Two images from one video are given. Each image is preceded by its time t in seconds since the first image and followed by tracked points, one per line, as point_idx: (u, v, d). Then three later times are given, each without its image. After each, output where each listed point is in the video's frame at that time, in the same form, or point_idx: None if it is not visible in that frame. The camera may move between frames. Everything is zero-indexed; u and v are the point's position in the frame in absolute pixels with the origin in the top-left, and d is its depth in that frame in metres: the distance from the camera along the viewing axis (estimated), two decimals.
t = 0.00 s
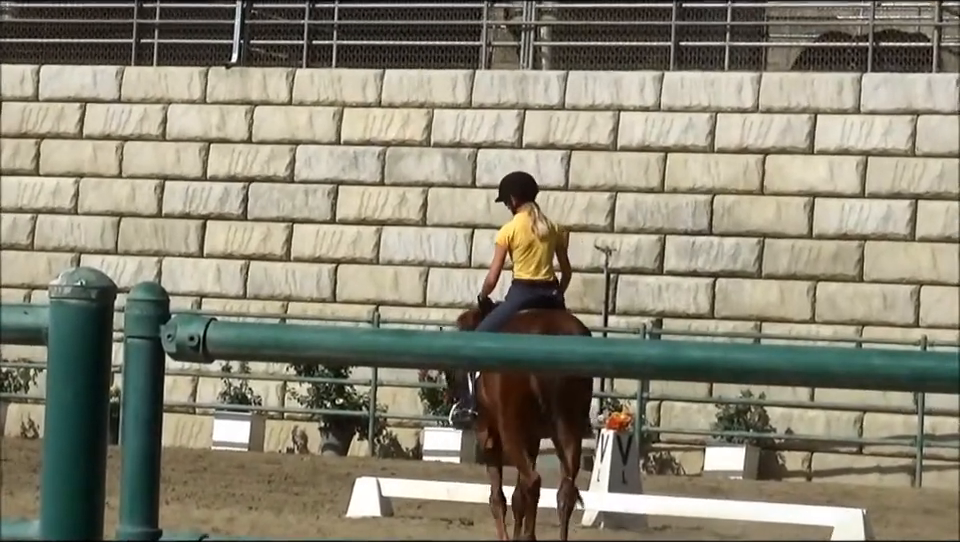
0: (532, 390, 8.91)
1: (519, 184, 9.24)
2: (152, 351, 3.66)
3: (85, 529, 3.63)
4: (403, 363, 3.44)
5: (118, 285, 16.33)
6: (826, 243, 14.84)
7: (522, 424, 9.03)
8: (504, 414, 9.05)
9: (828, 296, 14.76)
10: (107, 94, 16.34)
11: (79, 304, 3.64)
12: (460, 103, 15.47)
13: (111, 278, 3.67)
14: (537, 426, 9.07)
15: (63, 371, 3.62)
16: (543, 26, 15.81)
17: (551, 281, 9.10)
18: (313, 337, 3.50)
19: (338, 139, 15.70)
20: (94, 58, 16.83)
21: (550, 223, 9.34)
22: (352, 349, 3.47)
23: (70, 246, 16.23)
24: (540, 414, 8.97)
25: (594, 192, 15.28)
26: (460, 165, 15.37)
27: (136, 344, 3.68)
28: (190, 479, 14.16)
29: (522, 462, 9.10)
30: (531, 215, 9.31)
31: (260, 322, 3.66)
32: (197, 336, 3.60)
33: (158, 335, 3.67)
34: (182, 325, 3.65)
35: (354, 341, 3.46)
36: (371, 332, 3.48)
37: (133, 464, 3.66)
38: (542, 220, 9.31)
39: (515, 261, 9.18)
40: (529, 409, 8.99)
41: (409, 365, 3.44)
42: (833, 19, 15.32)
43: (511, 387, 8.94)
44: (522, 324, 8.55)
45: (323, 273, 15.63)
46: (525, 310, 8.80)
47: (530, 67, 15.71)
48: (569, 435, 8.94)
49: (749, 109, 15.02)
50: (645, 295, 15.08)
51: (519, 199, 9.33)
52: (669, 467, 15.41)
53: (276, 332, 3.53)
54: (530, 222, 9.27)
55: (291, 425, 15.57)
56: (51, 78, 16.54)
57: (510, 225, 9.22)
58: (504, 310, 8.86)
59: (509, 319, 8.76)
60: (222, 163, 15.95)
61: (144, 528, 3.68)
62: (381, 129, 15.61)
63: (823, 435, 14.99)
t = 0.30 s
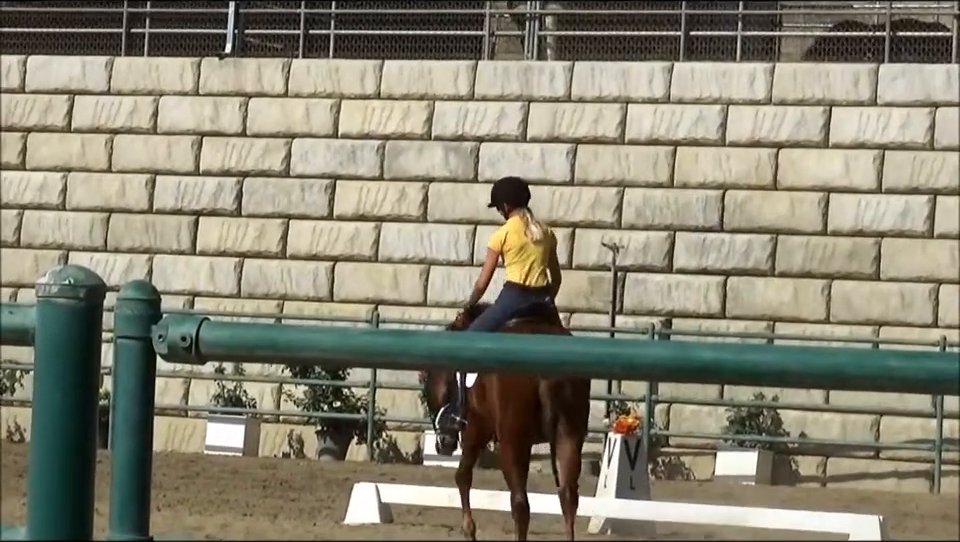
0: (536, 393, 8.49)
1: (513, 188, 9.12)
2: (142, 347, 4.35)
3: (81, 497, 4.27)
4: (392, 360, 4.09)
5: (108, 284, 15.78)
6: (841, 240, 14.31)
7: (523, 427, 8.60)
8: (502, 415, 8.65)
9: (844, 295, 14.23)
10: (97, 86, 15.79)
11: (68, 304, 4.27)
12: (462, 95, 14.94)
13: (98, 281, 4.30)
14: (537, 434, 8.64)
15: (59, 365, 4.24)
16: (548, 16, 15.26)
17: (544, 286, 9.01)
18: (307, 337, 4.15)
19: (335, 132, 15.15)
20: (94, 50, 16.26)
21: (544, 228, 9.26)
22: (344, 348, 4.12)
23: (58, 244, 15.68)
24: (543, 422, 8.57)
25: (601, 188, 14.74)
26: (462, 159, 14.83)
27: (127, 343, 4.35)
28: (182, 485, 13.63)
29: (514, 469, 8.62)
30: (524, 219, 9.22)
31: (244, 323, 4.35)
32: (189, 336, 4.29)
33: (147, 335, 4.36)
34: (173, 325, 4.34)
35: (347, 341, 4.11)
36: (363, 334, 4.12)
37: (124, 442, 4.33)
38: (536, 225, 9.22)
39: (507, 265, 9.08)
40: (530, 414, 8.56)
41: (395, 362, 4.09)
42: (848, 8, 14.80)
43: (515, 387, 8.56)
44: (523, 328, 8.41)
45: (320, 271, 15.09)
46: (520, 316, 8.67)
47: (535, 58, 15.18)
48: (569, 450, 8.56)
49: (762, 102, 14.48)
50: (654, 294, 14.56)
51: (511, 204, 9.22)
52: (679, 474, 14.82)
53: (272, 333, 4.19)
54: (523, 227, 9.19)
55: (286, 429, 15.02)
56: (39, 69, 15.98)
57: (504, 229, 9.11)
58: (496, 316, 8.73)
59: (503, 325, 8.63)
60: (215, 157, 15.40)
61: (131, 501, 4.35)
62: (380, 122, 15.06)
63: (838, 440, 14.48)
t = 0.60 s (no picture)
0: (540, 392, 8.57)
1: (500, 184, 8.96)
2: (135, 349, 4.35)
3: (78, 494, 4.31)
4: (402, 361, 4.12)
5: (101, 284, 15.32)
6: (858, 238, 13.87)
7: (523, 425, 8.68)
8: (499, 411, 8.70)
9: (860, 295, 13.78)
10: (90, 79, 15.36)
11: (58, 304, 4.27)
12: (466, 89, 14.50)
13: (91, 282, 4.29)
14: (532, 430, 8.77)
15: (51, 367, 4.26)
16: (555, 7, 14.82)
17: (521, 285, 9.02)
18: (311, 338, 4.17)
19: (335, 127, 14.71)
20: (88, 42, 15.79)
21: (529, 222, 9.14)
22: (351, 349, 4.14)
23: (50, 242, 15.22)
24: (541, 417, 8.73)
25: (610, 184, 14.30)
26: (466, 155, 14.39)
27: (121, 344, 4.36)
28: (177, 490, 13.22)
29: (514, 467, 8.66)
30: (510, 213, 9.08)
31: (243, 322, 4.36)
32: (184, 338, 4.29)
33: (141, 335, 4.35)
34: (168, 326, 4.34)
35: (349, 343, 4.13)
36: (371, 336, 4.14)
37: (119, 443, 4.34)
38: (521, 219, 9.10)
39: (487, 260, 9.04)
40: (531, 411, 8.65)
41: (405, 364, 4.12)
42: None
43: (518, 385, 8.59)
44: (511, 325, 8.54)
45: (320, 271, 14.63)
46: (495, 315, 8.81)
47: (541, 50, 14.77)
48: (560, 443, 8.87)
49: (776, 96, 14.05)
50: (664, 294, 14.13)
51: (497, 197, 9.06)
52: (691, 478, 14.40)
53: (276, 333, 4.20)
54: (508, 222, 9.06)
55: (286, 433, 14.61)
56: (30, 62, 15.52)
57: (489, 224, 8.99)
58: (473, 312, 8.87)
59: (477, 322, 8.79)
60: (211, 152, 14.96)
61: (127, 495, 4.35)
62: (381, 116, 14.61)
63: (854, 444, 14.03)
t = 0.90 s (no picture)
0: (540, 393, 8.85)
1: (481, 186, 9.27)
2: (147, 349, 4.18)
3: (89, 497, 4.16)
4: (415, 358, 3.97)
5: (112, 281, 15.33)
6: (869, 235, 13.91)
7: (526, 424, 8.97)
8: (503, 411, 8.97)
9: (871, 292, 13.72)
10: (101, 77, 15.25)
11: (70, 302, 4.14)
12: (477, 87, 14.51)
13: (103, 277, 4.17)
14: (533, 426, 9.07)
15: (62, 365, 4.12)
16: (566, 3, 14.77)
17: (509, 286, 9.28)
18: (324, 335, 4.03)
19: (347, 125, 14.72)
20: (100, 40, 15.69)
21: (507, 225, 9.45)
22: (365, 345, 3.99)
23: (62, 241, 15.16)
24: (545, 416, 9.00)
25: (622, 181, 14.35)
26: (477, 153, 14.44)
27: (131, 342, 4.19)
28: (191, 487, 13.22)
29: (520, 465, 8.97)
30: (489, 215, 9.38)
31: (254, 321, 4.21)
32: (197, 335, 4.14)
33: (151, 333, 4.19)
34: (180, 324, 4.19)
35: (361, 338, 3.98)
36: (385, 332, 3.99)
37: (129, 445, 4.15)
38: (499, 222, 9.40)
39: (473, 262, 9.27)
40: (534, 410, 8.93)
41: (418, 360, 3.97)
42: None
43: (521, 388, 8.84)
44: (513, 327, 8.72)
45: (332, 268, 14.67)
46: (489, 314, 9.01)
47: (553, 48, 14.73)
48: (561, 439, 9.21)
49: (788, 94, 14.01)
50: (675, 291, 14.19)
51: (476, 201, 9.36)
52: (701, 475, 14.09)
53: (288, 331, 4.07)
54: (488, 224, 9.35)
55: (298, 431, 14.65)
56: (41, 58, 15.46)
57: (472, 227, 9.26)
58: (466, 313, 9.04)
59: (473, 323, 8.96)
60: (222, 150, 14.99)
61: (137, 500, 4.17)
62: (393, 114, 14.62)
63: (866, 441, 14.04)
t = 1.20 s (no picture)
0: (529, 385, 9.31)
1: (473, 184, 9.40)
2: (170, 349, 3.81)
3: (106, 509, 3.76)
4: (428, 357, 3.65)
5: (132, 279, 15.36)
6: (890, 233, 13.82)
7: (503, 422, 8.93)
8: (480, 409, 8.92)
9: (893, 291, 13.68)
10: (121, 75, 15.38)
11: (89, 299, 3.76)
12: (497, 85, 14.52)
13: (127, 276, 3.79)
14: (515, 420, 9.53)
15: (81, 363, 3.73)
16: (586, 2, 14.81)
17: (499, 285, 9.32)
18: (340, 334, 3.70)
19: (367, 123, 14.73)
20: (117, 38, 15.82)
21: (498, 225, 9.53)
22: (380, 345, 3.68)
23: (81, 238, 15.27)
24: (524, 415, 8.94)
25: (642, 180, 14.33)
26: (497, 151, 14.49)
27: (152, 342, 3.84)
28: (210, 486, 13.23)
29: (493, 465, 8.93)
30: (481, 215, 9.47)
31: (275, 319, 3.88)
32: (218, 333, 3.82)
33: (174, 332, 3.83)
34: (200, 322, 3.84)
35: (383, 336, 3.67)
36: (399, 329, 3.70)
37: (150, 452, 3.80)
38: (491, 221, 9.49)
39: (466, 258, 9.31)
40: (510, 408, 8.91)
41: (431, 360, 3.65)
42: None
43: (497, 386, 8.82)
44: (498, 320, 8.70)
45: (352, 266, 14.65)
46: (478, 308, 8.99)
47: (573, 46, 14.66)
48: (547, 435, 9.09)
49: (808, 92, 14.03)
50: (695, 289, 14.16)
51: (468, 200, 9.48)
52: (720, 475, 14.08)
53: (306, 329, 3.75)
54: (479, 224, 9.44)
55: (317, 429, 14.61)
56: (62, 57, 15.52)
57: (464, 223, 9.34)
58: (456, 307, 9.04)
59: (464, 317, 8.94)
60: (242, 149, 14.99)
61: (157, 512, 3.82)
62: (413, 113, 14.63)
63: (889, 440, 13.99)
